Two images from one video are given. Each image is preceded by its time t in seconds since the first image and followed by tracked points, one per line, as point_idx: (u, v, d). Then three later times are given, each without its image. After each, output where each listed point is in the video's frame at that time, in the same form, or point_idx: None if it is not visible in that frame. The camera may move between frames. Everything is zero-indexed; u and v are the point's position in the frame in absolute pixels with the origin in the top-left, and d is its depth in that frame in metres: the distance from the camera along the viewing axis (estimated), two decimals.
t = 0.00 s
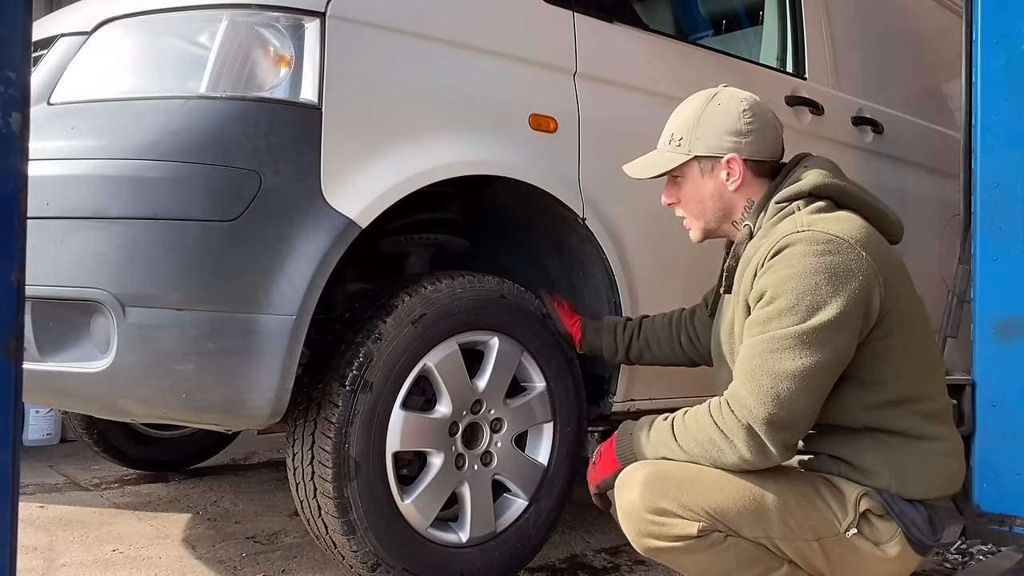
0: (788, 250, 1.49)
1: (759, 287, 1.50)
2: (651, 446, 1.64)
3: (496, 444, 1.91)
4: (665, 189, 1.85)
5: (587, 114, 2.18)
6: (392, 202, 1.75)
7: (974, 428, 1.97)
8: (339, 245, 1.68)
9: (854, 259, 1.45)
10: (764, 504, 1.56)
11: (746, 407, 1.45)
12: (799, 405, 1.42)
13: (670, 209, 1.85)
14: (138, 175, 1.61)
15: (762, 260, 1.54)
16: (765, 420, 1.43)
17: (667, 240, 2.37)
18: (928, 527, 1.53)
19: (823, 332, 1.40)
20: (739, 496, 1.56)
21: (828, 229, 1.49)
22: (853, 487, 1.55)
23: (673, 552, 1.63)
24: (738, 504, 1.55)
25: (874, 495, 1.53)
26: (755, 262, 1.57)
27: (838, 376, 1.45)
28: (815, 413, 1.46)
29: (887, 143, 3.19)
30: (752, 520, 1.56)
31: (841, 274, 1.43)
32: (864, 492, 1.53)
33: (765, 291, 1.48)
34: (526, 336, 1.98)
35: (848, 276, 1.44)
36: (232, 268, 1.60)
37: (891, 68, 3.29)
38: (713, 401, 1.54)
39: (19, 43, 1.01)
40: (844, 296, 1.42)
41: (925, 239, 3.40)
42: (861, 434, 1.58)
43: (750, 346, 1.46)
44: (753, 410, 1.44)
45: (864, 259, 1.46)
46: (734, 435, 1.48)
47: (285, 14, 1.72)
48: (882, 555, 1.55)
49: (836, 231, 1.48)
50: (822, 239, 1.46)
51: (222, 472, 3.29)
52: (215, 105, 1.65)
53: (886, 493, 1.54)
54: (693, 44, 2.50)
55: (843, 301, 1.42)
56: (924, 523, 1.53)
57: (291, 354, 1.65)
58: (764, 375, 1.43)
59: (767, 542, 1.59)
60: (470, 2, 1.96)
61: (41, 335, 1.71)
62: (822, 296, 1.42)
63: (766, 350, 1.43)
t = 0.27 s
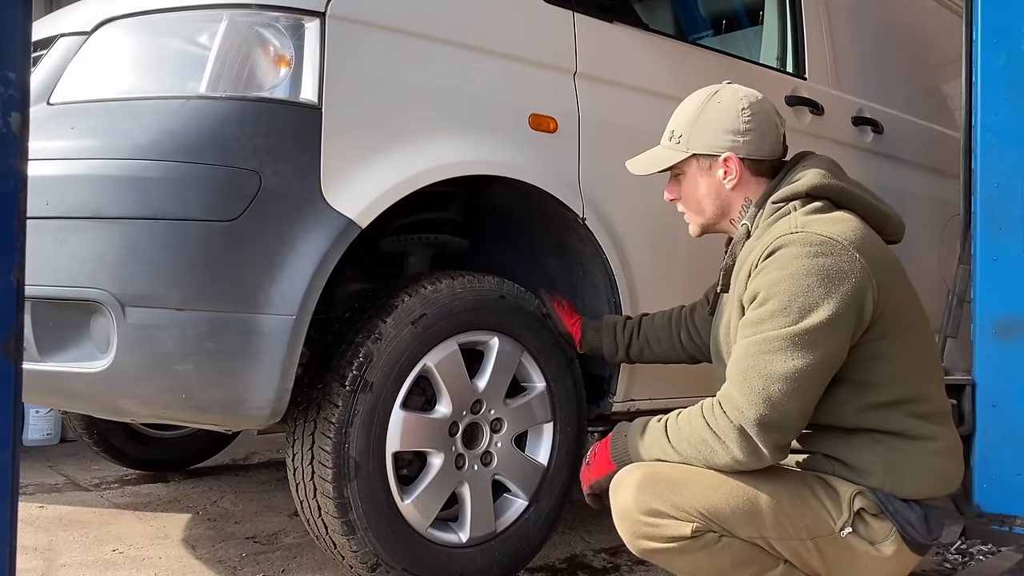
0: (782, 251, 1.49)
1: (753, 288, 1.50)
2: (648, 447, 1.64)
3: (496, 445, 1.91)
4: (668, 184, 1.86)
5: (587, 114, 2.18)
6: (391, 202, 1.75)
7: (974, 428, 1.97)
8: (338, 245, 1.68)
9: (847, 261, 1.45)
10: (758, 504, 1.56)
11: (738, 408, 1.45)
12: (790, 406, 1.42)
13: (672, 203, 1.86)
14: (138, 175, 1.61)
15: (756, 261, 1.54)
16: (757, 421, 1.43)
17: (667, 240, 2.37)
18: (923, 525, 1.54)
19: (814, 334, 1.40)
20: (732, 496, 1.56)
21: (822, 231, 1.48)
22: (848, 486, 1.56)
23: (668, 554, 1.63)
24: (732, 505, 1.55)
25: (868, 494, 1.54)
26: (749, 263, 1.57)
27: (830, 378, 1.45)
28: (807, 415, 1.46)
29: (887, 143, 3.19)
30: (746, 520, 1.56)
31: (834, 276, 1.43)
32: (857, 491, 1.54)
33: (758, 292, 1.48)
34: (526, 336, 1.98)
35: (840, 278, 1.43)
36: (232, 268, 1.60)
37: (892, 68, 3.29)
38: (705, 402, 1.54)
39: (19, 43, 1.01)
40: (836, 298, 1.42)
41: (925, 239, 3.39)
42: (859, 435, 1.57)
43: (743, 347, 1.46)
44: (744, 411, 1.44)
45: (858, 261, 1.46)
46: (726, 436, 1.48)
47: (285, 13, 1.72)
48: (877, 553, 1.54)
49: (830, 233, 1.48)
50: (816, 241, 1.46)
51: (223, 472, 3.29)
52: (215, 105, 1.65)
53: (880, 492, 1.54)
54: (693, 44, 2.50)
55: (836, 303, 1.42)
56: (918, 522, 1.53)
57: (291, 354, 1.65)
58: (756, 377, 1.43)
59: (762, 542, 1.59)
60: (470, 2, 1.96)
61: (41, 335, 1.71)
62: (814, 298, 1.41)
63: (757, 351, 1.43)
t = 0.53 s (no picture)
0: (779, 252, 1.49)
1: (750, 290, 1.50)
2: (646, 448, 1.64)
3: (496, 445, 1.91)
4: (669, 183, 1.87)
5: (587, 114, 2.18)
6: (391, 202, 1.75)
7: (974, 428, 1.97)
8: (338, 246, 1.68)
9: (844, 262, 1.45)
10: (756, 505, 1.55)
11: (735, 409, 1.45)
12: (787, 408, 1.42)
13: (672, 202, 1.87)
14: (138, 175, 1.61)
15: (754, 262, 1.54)
16: (754, 423, 1.44)
17: (667, 240, 2.37)
18: (921, 525, 1.54)
19: (811, 336, 1.40)
20: (730, 497, 1.56)
21: (820, 232, 1.48)
22: (846, 486, 1.55)
23: (665, 554, 1.63)
24: (729, 505, 1.55)
25: (866, 494, 1.54)
26: (747, 264, 1.57)
27: (827, 380, 1.45)
28: (805, 417, 1.46)
29: (887, 143, 3.19)
30: (743, 521, 1.56)
31: (832, 277, 1.43)
32: (856, 491, 1.54)
33: (756, 294, 1.48)
34: (526, 336, 1.98)
35: (838, 280, 1.43)
36: (232, 268, 1.60)
37: (892, 68, 3.29)
38: (703, 403, 1.54)
39: (19, 43, 1.01)
40: (834, 300, 1.42)
41: (925, 239, 3.39)
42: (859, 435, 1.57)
43: (740, 349, 1.46)
44: (742, 413, 1.44)
45: (855, 262, 1.45)
46: (724, 438, 1.48)
47: (285, 14, 1.72)
48: (875, 553, 1.54)
49: (827, 234, 1.48)
50: (813, 242, 1.46)
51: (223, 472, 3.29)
52: (215, 105, 1.65)
53: (879, 493, 1.54)
54: (693, 44, 2.50)
55: (833, 305, 1.42)
56: (917, 522, 1.54)
57: (291, 354, 1.65)
58: (753, 378, 1.43)
59: (760, 542, 1.58)
60: (470, 2, 1.96)
61: (41, 335, 1.71)
62: (811, 300, 1.41)
63: (754, 353, 1.43)
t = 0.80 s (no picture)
0: (778, 253, 1.49)
1: (749, 291, 1.50)
2: (646, 449, 1.63)
3: (496, 445, 1.91)
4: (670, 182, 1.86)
5: (587, 114, 2.18)
6: (391, 202, 1.75)
7: (974, 428, 1.97)
8: (338, 246, 1.68)
9: (843, 263, 1.45)
10: (756, 505, 1.55)
11: (735, 410, 1.45)
12: (786, 409, 1.42)
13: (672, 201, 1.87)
14: (138, 175, 1.61)
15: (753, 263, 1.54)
16: (753, 424, 1.44)
17: (667, 240, 2.37)
18: (922, 525, 1.54)
19: (810, 337, 1.40)
20: (729, 498, 1.56)
21: (818, 232, 1.48)
22: (846, 486, 1.55)
23: (665, 555, 1.63)
24: (729, 506, 1.55)
25: (866, 494, 1.53)
26: (746, 265, 1.57)
27: (826, 380, 1.45)
28: (804, 418, 1.46)
29: (887, 143, 3.19)
30: (743, 522, 1.56)
31: (830, 278, 1.43)
32: (856, 492, 1.54)
33: (754, 295, 1.48)
34: (526, 336, 1.98)
35: (837, 280, 1.43)
36: (232, 268, 1.60)
37: (892, 68, 3.29)
38: (703, 404, 1.54)
39: (19, 43, 1.01)
40: (832, 301, 1.42)
41: (925, 239, 3.39)
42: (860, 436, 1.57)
43: (739, 350, 1.46)
44: (741, 414, 1.44)
45: (854, 263, 1.45)
46: (723, 439, 1.48)
47: (285, 14, 1.72)
48: (875, 553, 1.54)
49: (825, 235, 1.48)
50: (811, 243, 1.46)
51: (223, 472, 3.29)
52: (215, 105, 1.65)
53: (879, 493, 1.54)
54: (693, 44, 2.50)
55: (831, 305, 1.42)
56: (917, 522, 1.53)
57: (291, 354, 1.65)
58: (751, 380, 1.43)
59: (760, 543, 1.58)
60: (470, 2, 1.96)
61: (40, 335, 1.71)
62: (810, 301, 1.41)
63: (753, 354, 1.43)
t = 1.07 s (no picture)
0: (776, 253, 1.49)
1: (748, 291, 1.51)
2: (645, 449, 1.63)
3: (496, 445, 1.91)
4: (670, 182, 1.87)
5: (587, 114, 2.18)
6: (392, 202, 1.75)
7: (974, 428, 1.97)
8: (338, 246, 1.68)
9: (842, 263, 1.45)
10: (756, 505, 1.55)
11: (733, 410, 1.45)
12: (785, 409, 1.42)
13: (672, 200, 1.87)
14: (138, 175, 1.61)
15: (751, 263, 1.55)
16: (752, 424, 1.44)
17: (667, 240, 2.37)
18: (921, 525, 1.54)
19: (808, 336, 1.40)
20: (729, 498, 1.56)
21: (817, 232, 1.48)
22: (845, 486, 1.55)
23: (665, 555, 1.63)
24: (728, 506, 1.55)
25: (865, 494, 1.53)
26: (745, 265, 1.57)
27: (825, 380, 1.45)
28: (803, 418, 1.46)
29: (887, 143, 3.19)
30: (742, 521, 1.56)
31: (828, 278, 1.43)
32: (855, 491, 1.54)
33: (753, 295, 1.48)
34: (526, 336, 1.98)
35: (835, 280, 1.43)
36: (232, 268, 1.60)
37: (892, 68, 3.29)
38: (702, 404, 1.54)
39: (20, 43, 1.01)
40: (830, 300, 1.42)
41: (925, 239, 3.39)
42: (859, 436, 1.57)
43: (737, 350, 1.47)
44: (740, 414, 1.44)
45: (852, 262, 1.46)
46: (722, 439, 1.48)
47: (285, 13, 1.71)
48: (875, 553, 1.54)
49: (824, 235, 1.48)
50: (810, 242, 1.46)
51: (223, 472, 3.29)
52: (215, 105, 1.65)
53: (878, 493, 1.54)
54: (693, 44, 2.50)
55: (830, 305, 1.42)
56: (916, 522, 1.53)
57: (291, 354, 1.65)
58: (750, 379, 1.43)
59: (759, 542, 1.58)
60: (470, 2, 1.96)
61: (40, 335, 1.71)
62: (808, 300, 1.42)
63: (752, 354, 1.43)
